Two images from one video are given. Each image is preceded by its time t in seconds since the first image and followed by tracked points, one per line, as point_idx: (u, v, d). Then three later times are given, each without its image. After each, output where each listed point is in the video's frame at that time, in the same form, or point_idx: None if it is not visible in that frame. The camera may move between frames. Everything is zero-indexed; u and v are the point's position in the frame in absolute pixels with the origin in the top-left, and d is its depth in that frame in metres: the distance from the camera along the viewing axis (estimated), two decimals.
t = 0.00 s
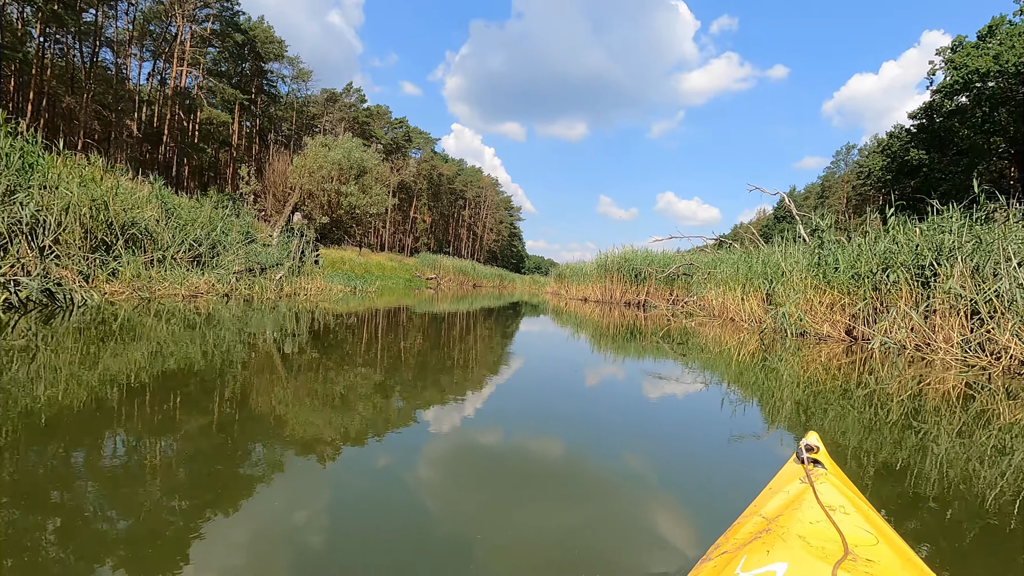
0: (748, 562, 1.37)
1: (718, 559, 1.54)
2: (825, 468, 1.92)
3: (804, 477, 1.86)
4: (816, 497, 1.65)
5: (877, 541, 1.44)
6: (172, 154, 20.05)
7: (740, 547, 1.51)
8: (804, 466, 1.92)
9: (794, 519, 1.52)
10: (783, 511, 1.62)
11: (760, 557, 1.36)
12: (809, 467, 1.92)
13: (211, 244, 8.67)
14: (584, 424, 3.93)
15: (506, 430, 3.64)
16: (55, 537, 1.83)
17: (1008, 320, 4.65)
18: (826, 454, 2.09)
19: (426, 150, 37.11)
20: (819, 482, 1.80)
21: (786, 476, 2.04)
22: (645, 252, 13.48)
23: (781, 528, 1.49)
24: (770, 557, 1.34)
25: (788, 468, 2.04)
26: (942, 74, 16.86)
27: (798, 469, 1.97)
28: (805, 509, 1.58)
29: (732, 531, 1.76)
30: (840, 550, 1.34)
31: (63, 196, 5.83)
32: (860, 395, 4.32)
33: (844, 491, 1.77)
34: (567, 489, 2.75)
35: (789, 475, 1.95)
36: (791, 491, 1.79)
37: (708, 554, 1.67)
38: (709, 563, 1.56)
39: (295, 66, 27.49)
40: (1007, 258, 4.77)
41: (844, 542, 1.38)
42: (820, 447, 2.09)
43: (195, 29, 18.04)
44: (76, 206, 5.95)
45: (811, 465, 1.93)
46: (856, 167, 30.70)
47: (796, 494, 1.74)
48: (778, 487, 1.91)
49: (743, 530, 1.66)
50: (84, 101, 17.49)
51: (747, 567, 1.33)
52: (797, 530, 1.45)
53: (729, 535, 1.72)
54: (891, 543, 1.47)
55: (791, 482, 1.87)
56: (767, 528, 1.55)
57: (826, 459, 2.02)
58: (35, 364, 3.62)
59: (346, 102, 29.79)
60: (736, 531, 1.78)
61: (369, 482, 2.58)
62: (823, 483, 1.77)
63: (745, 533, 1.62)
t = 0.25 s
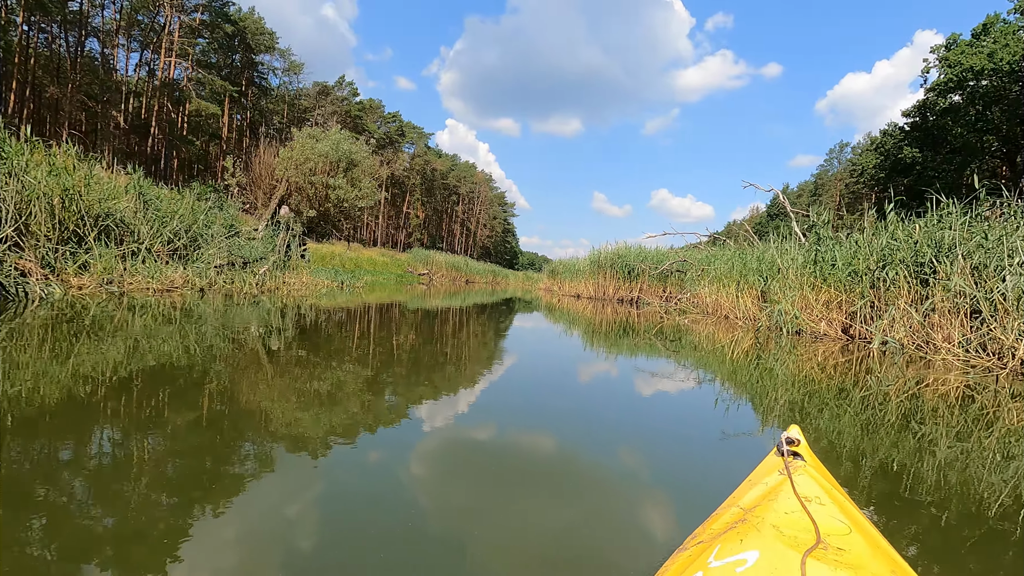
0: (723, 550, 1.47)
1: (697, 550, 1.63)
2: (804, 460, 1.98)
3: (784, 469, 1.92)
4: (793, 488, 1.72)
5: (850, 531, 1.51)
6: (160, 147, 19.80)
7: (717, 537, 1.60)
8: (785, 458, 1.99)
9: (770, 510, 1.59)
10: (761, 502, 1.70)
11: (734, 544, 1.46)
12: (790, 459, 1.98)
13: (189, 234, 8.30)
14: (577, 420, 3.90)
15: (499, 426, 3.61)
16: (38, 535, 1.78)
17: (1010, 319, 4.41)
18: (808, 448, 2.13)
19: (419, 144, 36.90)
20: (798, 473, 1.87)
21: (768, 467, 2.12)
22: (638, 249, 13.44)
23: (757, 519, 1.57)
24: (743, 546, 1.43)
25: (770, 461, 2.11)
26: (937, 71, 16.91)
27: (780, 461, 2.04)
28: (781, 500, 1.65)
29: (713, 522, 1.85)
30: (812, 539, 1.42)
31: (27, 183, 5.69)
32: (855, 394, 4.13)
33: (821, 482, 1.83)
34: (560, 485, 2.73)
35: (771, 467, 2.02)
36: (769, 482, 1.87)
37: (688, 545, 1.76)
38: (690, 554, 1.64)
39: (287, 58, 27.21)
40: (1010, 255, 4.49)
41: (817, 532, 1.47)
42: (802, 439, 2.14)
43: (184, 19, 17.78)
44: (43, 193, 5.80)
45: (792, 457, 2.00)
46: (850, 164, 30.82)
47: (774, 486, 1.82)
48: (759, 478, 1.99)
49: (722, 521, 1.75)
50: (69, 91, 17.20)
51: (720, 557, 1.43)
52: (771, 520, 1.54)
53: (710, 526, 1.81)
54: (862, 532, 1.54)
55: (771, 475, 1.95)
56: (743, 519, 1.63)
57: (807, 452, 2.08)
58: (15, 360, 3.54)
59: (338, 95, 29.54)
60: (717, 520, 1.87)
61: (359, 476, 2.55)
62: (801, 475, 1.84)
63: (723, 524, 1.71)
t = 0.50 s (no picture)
0: (697, 528, 1.59)
1: (672, 526, 1.78)
2: (777, 446, 2.13)
3: (757, 453, 2.07)
4: (765, 471, 1.85)
5: (816, 509, 1.62)
6: (139, 130, 19.33)
7: (691, 516, 1.74)
8: (759, 443, 2.14)
9: (742, 490, 1.72)
10: (734, 484, 1.84)
11: (707, 523, 1.59)
12: (764, 445, 2.13)
13: (161, 220, 7.92)
14: (563, 413, 3.89)
15: (485, 418, 3.60)
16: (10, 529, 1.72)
17: (1000, 318, 4.41)
18: (779, 432, 2.30)
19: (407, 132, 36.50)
20: (771, 457, 2.00)
21: (742, 451, 2.27)
22: (625, 242, 13.44)
23: (729, 498, 1.69)
24: (715, 524, 1.55)
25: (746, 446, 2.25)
26: (924, 70, 17.08)
27: (754, 446, 2.20)
28: (753, 482, 1.77)
29: (689, 502, 1.99)
30: (779, 515, 1.53)
31: None
32: (845, 391, 4.09)
33: (791, 464, 1.98)
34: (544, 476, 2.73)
35: (746, 452, 2.16)
36: (743, 465, 2.01)
37: (664, 522, 1.92)
38: (666, 530, 1.80)
39: (271, 41, 26.68)
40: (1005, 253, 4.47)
41: (786, 510, 1.56)
42: (774, 426, 2.30)
43: None
44: None
45: (766, 442, 2.14)
46: (836, 161, 31.10)
47: (748, 469, 1.95)
48: (734, 462, 2.13)
49: (697, 501, 1.89)
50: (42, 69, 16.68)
51: (693, 533, 1.56)
52: (743, 500, 1.65)
53: (686, 505, 1.96)
54: (829, 511, 1.65)
55: (745, 458, 2.08)
56: (716, 499, 1.77)
57: (780, 438, 2.24)
58: None
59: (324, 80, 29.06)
60: (691, 501, 2.00)
61: (343, 468, 2.53)
62: (772, 458, 1.98)
63: (698, 503, 1.85)
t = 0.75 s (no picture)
0: (669, 513, 1.59)
1: (645, 512, 1.79)
2: (751, 433, 2.13)
3: (731, 440, 2.07)
4: (738, 458, 1.85)
5: (786, 495, 1.62)
6: (115, 110, 18.81)
7: (665, 502, 1.74)
8: (733, 431, 2.14)
9: (715, 476, 1.72)
10: (706, 471, 1.85)
11: (679, 508, 1.58)
12: (738, 432, 2.13)
13: (123, 196, 7.54)
14: (547, 403, 3.89)
15: (469, 408, 3.59)
16: None
17: (994, 317, 4.34)
18: (754, 422, 2.30)
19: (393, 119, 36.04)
20: (743, 444, 2.00)
21: (718, 440, 2.27)
22: (612, 233, 13.45)
23: (703, 485, 1.69)
24: (687, 509, 1.55)
25: (721, 434, 2.25)
26: (910, 66, 17.24)
27: (729, 434, 2.20)
28: (726, 468, 1.77)
29: (663, 489, 1.99)
30: (750, 501, 1.53)
31: None
32: (835, 387, 4.02)
33: (764, 452, 1.98)
34: (526, 468, 2.73)
35: (721, 439, 2.16)
36: (717, 452, 2.01)
37: (638, 510, 1.92)
38: (640, 516, 1.80)
39: (254, 22, 26.07)
40: (997, 248, 4.45)
41: (757, 495, 1.56)
42: (750, 415, 2.31)
43: None
44: None
45: (740, 430, 2.15)
46: (821, 157, 31.41)
47: (721, 455, 1.95)
48: (709, 450, 2.14)
49: (671, 487, 1.90)
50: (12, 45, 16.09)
51: (665, 519, 1.56)
52: (715, 486, 1.64)
53: (660, 492, 1.96)
54: (799, 498, 1.65)
55: (719, 446, 2.09)
56: (689, 486, 1.77)
57: (755, 426, 2.26)
58: None
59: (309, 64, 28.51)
60: (665, 488, 2.01)
61: (327, 458, 2.51)
62: (746, 445, 1.99)
63: (671, 490, 1.85)
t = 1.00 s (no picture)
0: (653, 504, 1.57)
1: (629, 504, 1.77)
2: (733, 425, 2.13)
3: (713, 432, 2.07)
4: (720, 449, 1.84)
5: (767, 484, 1.61)
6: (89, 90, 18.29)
7: (647, 493, 1.73)
8: (716, 422, 2.14)
9: (697, 467, 1.71)
10: (690, 462, 1.83)
11: (663, 499, 1.57)
12: (721, 424, 2.13)
13: (86, 174, 7.24)
14: (530, 394, 3.88)
15: (452, 398, 3.56)
16: None
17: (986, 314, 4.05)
18: (738, 415, 2.30)
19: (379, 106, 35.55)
20: (725, 436, 1.99)
21: (700, 431, 2.27)
22: (598, 225, 13.43)
23: (685, 475, 1.68)
24: (670, 500, 1.53)
25: (704, 425, 2.25)
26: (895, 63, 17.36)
27: (711, 425, 2.19)
28: (708, 459, 1.76)
29: (647, 480, 1.97)
30: (731, 490, 1.51)
31: None
32: (823, 384, 3.78)
33: (747, 444, 1.96)
34: (509, 458, 2.73)
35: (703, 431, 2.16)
36: (699, 444, 2.00)
37: (623, 501, 1.89)
38: (624, 508, 1.79)
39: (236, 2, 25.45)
40: (990, 245, 4.17)
41: (738, 485, 1.55)
42: (732, 407, 2.31)
43: None
44: None
45: (722, 421, 2.14)
46: (806, 153, 31.66)
47: (703, 447, 1.94)
48: (692, 442, 2.13)
49: (654, 479, 1.89)
50: None
51: (649, 510, 1.54)
52: (698, 477, 1.63)
53: (644, 484, 1.95)
54: (780, 487, 1.65)
55: (702, 437, 2.08)
56: (672, 477, 1.76)
57: (738, 418, 2.26)
58: None
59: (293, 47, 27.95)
60: (649, 478, 2.00)
61: (310, 448, 2.49)
62: (729, 437, 1.98)
63: (655, 481, 1.83)
